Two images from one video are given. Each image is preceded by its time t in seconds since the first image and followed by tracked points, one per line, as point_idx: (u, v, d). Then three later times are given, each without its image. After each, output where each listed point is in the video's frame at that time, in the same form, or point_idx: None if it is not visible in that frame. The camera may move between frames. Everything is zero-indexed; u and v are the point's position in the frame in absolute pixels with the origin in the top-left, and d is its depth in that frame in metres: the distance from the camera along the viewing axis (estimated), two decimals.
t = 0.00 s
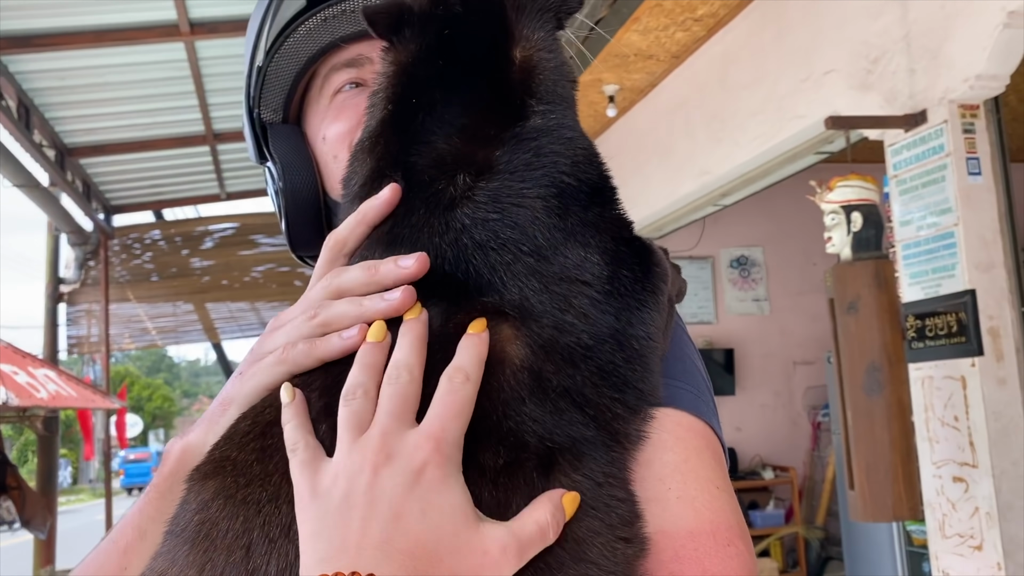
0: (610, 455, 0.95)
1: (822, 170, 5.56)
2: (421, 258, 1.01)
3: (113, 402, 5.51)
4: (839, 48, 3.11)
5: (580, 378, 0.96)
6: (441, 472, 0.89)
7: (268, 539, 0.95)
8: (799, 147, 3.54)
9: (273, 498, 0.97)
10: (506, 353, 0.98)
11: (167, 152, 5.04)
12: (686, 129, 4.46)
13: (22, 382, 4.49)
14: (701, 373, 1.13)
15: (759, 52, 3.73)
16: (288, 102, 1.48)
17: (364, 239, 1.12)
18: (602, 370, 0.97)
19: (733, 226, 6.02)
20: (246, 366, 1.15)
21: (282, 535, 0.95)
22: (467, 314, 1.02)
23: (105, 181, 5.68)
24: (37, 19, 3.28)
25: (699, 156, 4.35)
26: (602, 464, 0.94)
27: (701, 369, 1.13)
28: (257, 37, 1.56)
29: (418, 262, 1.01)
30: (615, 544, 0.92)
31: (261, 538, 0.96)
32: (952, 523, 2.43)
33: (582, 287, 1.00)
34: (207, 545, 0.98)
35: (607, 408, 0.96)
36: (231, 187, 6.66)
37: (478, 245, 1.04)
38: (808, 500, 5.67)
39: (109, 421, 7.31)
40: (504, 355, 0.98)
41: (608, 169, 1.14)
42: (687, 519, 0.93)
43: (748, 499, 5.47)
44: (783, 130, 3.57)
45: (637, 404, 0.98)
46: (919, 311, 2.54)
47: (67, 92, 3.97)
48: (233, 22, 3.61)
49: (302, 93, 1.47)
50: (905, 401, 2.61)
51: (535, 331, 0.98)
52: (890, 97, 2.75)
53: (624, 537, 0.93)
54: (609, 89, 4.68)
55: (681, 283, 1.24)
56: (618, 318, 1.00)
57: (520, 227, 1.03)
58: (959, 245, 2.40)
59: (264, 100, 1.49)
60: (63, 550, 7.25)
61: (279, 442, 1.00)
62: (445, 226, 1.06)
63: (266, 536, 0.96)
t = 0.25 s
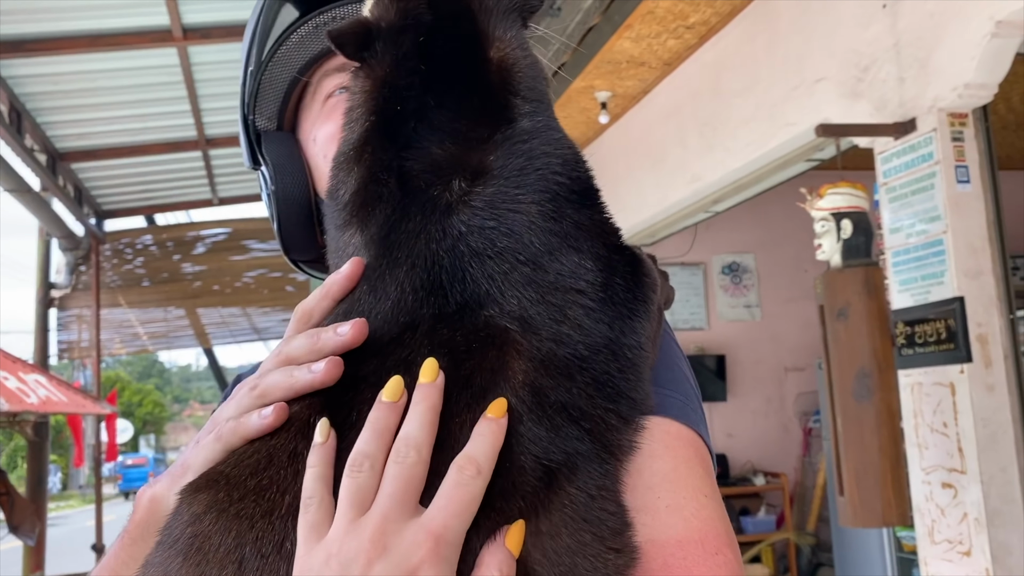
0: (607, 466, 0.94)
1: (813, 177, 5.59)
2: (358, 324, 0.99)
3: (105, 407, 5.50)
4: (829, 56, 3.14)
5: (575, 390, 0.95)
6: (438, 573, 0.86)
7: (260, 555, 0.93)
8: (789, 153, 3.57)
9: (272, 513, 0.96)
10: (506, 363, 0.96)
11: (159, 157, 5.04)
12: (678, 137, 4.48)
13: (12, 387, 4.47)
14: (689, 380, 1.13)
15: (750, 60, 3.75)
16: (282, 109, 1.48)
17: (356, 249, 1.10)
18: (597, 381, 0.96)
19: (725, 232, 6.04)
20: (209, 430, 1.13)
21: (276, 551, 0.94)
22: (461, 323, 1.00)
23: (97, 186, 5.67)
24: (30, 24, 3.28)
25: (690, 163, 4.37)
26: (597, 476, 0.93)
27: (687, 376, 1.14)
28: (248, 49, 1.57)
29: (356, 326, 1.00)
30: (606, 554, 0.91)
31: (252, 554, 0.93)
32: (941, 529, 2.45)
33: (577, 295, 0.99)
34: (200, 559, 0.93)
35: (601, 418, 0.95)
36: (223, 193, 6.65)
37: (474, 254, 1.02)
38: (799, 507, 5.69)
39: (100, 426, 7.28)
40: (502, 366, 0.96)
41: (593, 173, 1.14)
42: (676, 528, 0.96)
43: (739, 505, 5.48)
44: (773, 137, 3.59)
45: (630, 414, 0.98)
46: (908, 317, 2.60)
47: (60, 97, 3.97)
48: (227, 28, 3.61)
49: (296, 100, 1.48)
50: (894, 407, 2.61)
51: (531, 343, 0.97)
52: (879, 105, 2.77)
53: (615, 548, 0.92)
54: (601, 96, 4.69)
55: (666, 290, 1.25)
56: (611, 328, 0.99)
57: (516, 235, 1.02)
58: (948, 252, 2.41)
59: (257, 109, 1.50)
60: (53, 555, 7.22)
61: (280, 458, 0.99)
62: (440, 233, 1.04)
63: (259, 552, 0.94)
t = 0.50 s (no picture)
0: (612, 468, 0.90)
1: (809, 180, 5.61)
2: (310, 355, 0.96)
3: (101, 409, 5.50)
4: (825, 60, 3.15)
5: (592, 388, 0.92)
6: None
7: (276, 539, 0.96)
8: (787, 156, 3.59)
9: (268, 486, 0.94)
10: (528, 357, 0.91)
11: (157, 159, 5.04)
12: (675, 139, 4.49)
13: (10, 389, 4.47)
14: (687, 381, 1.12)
15: (747, 63, 3.76)
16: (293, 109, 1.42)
17: (382, 228, 1.03)
18: (613, 380, 0.93)
19: (722, 235, 6.05)
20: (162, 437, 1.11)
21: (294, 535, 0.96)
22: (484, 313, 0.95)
23: (94, 188, 5.68)
24: (28, 26, 3.29)
25: (688, 166, 4.38)
26: (608, 476, 0.89)
27: (685, 377, 1.12)
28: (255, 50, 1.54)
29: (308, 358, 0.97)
30: (611, 550, 0.87)
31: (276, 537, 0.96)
32: (936, 530, 2.46)
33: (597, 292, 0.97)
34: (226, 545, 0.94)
35: (616, 416, 0.93)
36: (221, 195, 6.65)
37: (499, 244, 0.99)
38: (795, 509, 5.70)
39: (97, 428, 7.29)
40: (523, 359, 0.91)
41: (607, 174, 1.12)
42: (678, 526, 0.92)
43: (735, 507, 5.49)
44: (770, 140, 3.60)
45: (642, 413, 0.95)
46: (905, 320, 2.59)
47: (57, 100, 3.97)
48: (225, 30, 3.61)
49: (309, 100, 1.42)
50: (890, 408, 2.62)
51: (554, 340, 0.93)
52: (875, 109, 2.79)
53: (619, 542, 0.88)
54: (598, 99, 4.71)
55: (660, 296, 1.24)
56: (631, 329, 0.97)
57: (538, 228, 1.00)
58: (944, 254, 2.43)
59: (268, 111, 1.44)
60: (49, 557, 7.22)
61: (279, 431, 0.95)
62: (468, 221, 1.00)
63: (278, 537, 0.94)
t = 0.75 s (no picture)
0: (617, 465, 0.89)
1: (807, 182, 5.63)
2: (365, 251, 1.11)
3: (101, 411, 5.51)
4: (824, 62, 3.16)
5: (602, 384, 0.91)
6: None
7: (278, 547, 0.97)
8: (784, 158, 3.60)
9: (290, 489, 0.84)
10: (545, 348, 0.90)
11: (157, 161, 5.05)
12: (674, 141, 4.50)
13: (10, 390, 4.48)
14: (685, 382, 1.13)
15: (746, 65, 3.77)
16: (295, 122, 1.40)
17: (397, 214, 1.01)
18: (619, 377, 0.93)
19: (721, 237, 6.06)
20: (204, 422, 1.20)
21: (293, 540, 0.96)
22: (502, 303, 0.94)
23: (94, 190, 5.69)
24: (30, 29, 3.30)
25: (687, 168, 4.39)
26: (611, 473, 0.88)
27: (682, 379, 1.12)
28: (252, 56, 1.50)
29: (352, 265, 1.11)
30: (612, 549, 0.84)
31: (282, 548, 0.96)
32: (935, 531, 2.47)
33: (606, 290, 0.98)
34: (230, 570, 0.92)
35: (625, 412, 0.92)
36: (221, 198, 6.66)
37: (513, 237, 0.98)
38: (794, 510, 5.71)
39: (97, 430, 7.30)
40: (539, 354, 0.90)
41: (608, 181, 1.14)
42: (673, 521, 0.92)
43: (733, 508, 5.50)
44: (768, 143, 3.61)
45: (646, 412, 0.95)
46: (902, 321, 2.60)
47: (57, 102, 3.98)
48: (226, 33, 3.61)
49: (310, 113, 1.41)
50: (889, 409, 2.64)
51: (570, 335, 0.92)
52: (874, 111, 2.80)
53: (618, 543, 0.85)
54: (597, 101, 4.72)
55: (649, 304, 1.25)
56: (636, 323, 0.98)
57: (550, 223, 1.00)
58: (941, 256, 2.44)
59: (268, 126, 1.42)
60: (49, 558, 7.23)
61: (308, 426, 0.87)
62: (483, 209, 1.00)
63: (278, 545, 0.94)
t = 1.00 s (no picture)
0: (608, 458, 0.89)
1: (808, 182, 5.62)
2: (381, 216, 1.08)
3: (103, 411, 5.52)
4: (825, 62, 3.16)
5: (591, 379, 0.92)
6: None
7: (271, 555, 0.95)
8: (785, 157, 3.60)
9: (289, 480, 0.83)
10: (535, 342, 0.91)
11: (159, 162, 5.06)
12: (675, 141, 4.50)
13: (12, 391, 4.48)
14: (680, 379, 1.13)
15: (747, 65, 3.77)
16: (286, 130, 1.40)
17: (383, 215, 1.02)
18: (610, 371, 0.94)
19: (723, 237, 6.06)
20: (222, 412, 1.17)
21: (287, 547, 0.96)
22: (493, 298, 0.94)
23: (96, 192, 5.70)
24: (31, 32, 3.31)
25: (688, 167, 4.39)
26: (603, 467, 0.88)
27: (679, 376, 1.12)
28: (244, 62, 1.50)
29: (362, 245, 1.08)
30: (606, 541, 0.84)
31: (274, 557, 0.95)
32: (937, 530, 2.47)
33: (596, 286, 0.98)
34: None
35: (615, 406, 0.92)
36: (223, 199, 6.67)
37: (504, 234, 0.99)
38: (796, 510, 5.70)
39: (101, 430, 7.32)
40: (529, 348, 0.90)
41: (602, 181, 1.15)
42: (666, 515, 0.92)
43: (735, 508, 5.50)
44: (769, 142, 3.61)
45: (638, 406, 0.95)
46: (903, 321, 2.61)
47: (58, 104, 3.99)
48: (227, 34, 3.62)
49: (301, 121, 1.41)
50: (890, 408, 2.63)
51: (560, 330, 0.93)
52: (874, 110, 2.80)
53: (610, 536, 0.85)
54: (598, 102, 4.73)
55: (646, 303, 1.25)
56: (625, 318, 0.99)
57: (539, 221, 1.01)
58: (942, 255, 2.44)
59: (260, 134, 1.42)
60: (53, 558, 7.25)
61: (304, 419, 0.87)
62: (473, 206, 1.01)
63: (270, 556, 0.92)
